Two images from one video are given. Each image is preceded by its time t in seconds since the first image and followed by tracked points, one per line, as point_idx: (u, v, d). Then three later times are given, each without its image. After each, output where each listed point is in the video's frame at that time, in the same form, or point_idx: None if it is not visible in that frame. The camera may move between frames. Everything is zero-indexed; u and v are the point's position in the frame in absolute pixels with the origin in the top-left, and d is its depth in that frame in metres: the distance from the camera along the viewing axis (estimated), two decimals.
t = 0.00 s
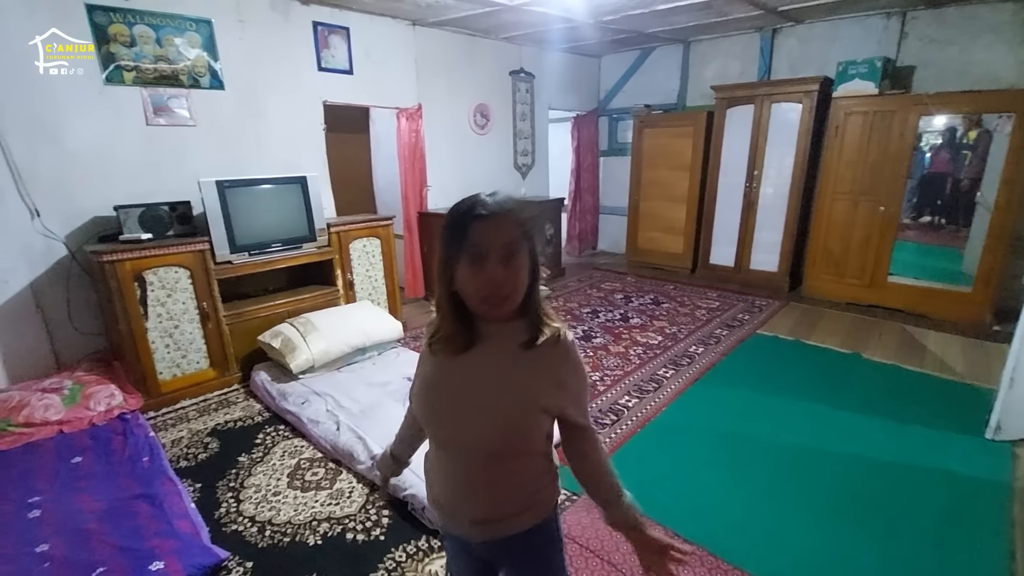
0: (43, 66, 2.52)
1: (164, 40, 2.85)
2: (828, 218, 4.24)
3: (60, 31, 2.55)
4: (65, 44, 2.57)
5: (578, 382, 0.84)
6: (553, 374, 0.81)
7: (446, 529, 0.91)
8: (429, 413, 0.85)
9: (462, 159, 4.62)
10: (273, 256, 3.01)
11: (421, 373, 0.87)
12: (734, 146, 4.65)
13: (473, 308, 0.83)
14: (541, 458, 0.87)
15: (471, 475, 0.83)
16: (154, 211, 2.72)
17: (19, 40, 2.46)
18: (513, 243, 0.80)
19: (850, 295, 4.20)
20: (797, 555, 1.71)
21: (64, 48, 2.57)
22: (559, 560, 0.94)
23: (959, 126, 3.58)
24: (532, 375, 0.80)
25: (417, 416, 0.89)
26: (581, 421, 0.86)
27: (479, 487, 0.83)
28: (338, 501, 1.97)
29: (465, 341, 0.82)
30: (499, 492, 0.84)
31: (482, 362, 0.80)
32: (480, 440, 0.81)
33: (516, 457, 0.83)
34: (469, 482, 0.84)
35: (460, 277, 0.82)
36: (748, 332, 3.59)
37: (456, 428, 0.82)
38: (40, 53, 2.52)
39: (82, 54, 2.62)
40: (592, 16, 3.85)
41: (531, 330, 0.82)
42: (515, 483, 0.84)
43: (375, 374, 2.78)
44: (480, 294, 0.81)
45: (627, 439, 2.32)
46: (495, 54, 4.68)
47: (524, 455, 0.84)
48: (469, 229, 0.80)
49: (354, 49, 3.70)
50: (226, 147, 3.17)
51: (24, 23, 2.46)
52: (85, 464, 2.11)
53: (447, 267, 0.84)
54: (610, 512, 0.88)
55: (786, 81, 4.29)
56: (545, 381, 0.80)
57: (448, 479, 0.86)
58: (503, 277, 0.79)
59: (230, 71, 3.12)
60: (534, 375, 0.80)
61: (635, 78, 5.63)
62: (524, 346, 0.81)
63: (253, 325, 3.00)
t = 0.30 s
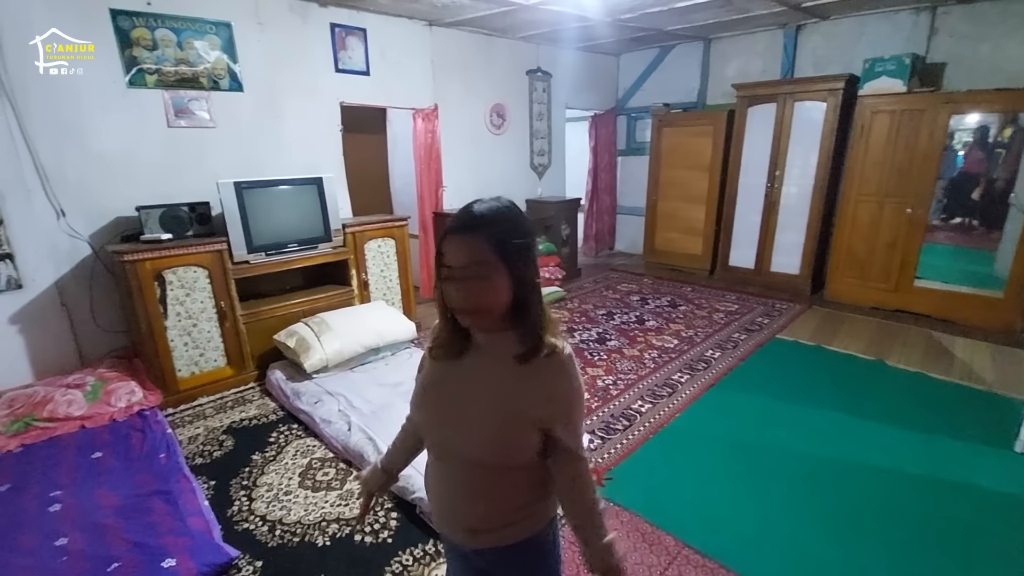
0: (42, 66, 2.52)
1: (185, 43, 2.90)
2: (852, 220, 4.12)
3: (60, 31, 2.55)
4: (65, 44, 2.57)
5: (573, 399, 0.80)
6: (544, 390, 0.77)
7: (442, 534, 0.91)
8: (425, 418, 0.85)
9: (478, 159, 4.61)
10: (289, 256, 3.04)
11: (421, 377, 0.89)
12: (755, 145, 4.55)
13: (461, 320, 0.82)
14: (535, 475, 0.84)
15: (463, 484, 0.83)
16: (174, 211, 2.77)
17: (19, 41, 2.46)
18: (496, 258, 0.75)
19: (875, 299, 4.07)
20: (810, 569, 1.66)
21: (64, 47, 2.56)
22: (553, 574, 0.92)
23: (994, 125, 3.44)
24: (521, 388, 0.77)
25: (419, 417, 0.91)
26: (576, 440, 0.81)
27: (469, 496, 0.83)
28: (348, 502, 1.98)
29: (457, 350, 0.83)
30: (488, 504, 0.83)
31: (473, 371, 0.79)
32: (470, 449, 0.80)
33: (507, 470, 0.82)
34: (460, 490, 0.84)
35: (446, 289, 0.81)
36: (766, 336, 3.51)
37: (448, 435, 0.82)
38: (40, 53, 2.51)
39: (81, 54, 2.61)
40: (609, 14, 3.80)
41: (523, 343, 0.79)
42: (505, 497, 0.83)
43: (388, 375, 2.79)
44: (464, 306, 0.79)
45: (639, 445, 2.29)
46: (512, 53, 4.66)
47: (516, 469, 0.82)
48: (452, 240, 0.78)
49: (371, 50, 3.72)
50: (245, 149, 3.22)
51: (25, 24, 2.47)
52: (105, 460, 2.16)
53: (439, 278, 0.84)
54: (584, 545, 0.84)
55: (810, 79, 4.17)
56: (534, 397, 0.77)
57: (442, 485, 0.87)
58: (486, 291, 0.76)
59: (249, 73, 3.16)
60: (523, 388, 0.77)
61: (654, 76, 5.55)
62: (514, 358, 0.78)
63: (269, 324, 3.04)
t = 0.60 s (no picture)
0: (42, 67, 2.52)
1: (212, 45, 2.97)
2: (884, 221, 3.97)
3: (59, 31, 2.55)
4: (65, 44, 2.56)
5: (554, 419, 0.77)
6: (515, 406, 0.76)
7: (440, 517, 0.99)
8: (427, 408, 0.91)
9: (499, 158, 4.61)
10: (310, 255, 3.09)
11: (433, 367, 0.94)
12: (783, 144, 4.43)
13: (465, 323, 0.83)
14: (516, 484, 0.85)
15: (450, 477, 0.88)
16: (201, 210, 2.84)
17: (18, 43, 2.46)
18: (497, 264, 0.75)
19: (907, 304, 3.92)
20: None
21: (64, 48, 2.56)
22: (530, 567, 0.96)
23: None
24: (495, 400, 0.77)
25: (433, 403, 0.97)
26: (554, 461, 0.79)
27: (455, 491, 0.88)
28: (362, 499, 2.00)
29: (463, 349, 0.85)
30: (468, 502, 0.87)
31: (462, 373, 0.82)
32: (453, 448, 0.84)
33: (486, 473, 0.84)
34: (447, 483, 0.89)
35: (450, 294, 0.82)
36: (791, 341, 3.42)
37: (439, 429, 0.87)
38: (41, 53, 2.51)
39: (81, 54, 2.61)
40: (632, 11, 3.74)
41: (509, 353, 0.77)
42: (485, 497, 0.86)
43: (405, 374, 2.81)
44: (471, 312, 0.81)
45: (656, 451, 2.26)
46: (534, 51, 4.64)
47: (497, 473, 0.84)
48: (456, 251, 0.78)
49: (393, 50, 3.74)
50: (270, 149, 3.28)
51: (26, 24, 2.47)
52: (132, 451, 2.24)
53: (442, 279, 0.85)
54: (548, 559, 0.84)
55: (841, 75, 4.04)
56: (508, 411, 0.77)
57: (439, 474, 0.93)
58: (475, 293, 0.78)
59: (274, 74, 3.22)
60: (498, 401, 0.77)
61: (679, 73, 5.45)
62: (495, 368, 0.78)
63: (291, 321, 3.09)
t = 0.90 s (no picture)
0: (42, 66, 2.53)
1: (239, 48, 3.03)
2: (923, 223, 3.79)
3: (59, 31, 2.55)
4: (65, 44, 2.57)
5: (509, 436, 0.78)
6: (474, 415, 0.78)
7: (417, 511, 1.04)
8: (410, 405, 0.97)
9: (521, 157, 4.58)
10: (332, 254, 3.13)
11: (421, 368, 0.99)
12: (815, 142, 4.27)
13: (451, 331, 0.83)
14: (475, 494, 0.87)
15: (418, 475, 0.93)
16: (226, 210, 2.90)
17: (18, 42, 2.47)
18: (483, 275, 0.76)
19: (946, 310, 3.74)
20: None
21: (63, 47, 2.57)
22: None
23: None
24: (454, 408, 0.80)
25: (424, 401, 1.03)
26: (504, 479, 0.80)
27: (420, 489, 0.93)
28: (374, 499, 2.01)
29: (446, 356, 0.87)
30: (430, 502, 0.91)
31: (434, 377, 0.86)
32: (420, 446, 0.88)
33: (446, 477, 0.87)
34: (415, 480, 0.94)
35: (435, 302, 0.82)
36: (819, 347, 3.30)
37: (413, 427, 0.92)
38: (41, 53, 2.52)
39: (81, 54, 2.61)
40: (657, 7, 3.66)
41: (477, 362, 0.80)
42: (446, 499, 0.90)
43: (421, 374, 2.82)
44: (460, 321, 0.81)
45: (672, 459, 2.20)
46: (558, 49, 4.59)
47: (456, 478, 0.87)
48: (444, 258, 0.78)
49: (416, 49, 3.76)
50: (294, 150, 3.34)
51: (26, 23, 2.48)
52: (157, 443, 2.31)
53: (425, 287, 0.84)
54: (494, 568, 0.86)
55: (879, 70, 3.86)
56: (464, 421, 0.79)
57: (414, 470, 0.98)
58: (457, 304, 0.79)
59: (299, 75, 3.27)
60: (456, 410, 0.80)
61: (708, 69, 5.32)
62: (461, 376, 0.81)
63: (312, 319, 3.14)
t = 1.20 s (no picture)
0: (43, 66, 2.55)
1: (264, 51, 3.09)
2: (964, 227, 3.58)
3: (61, 31, 2.57)
4: (65, 44, 2.58)
5: (449, 459, 0.76)
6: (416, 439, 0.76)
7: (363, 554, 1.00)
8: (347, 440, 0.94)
9: (543, 157, 4.54)
10: (351, 254, 3.16)
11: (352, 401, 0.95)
12: (849, 141, 4.10)
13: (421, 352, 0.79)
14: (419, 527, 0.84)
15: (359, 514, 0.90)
16: (249, 210, 2.96)
17: (18, 42, 2.48)
18: (442, 292, 0.77)
19: (986, 319, 3.53)
20: None
21: (65, 47, 2.58)
22: None
23: None
24: (393, 437, 0.78)
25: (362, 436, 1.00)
26: (450, 501, 0.78)
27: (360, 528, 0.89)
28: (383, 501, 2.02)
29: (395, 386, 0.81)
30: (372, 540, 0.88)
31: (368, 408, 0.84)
32: (356, 479, 0.84)
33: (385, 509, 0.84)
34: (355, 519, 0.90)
35: (406, 323, 0.77)
36: (849, 356, 3.16)
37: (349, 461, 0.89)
38: (40, 54, 2.54)
39: (80, 54, 2.62)
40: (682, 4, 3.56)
41: (420, 383, 0.78)
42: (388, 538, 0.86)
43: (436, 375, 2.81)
44: (439, 338, 0.79)
45: (687, 470, 2.14)
46: (582, 48, 4.54)
47: (395, 509, 0.83)
48: (432, 273, 0.76)
49: (437, 50, 3.76)
50: (316, 150, 3.39)
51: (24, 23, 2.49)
52: (177, 437, 2.38)
53: (390, 309, 0.77)
54: None
55: (918, 65, 3.67)
56: (404, 449, 0.78)
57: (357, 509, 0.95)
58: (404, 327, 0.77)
59: (321, 77, 3.32)
60: (394, 437, 0.78)
61: (737, 66, 5.17)
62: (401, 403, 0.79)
63: (331, 318, 3.18)
